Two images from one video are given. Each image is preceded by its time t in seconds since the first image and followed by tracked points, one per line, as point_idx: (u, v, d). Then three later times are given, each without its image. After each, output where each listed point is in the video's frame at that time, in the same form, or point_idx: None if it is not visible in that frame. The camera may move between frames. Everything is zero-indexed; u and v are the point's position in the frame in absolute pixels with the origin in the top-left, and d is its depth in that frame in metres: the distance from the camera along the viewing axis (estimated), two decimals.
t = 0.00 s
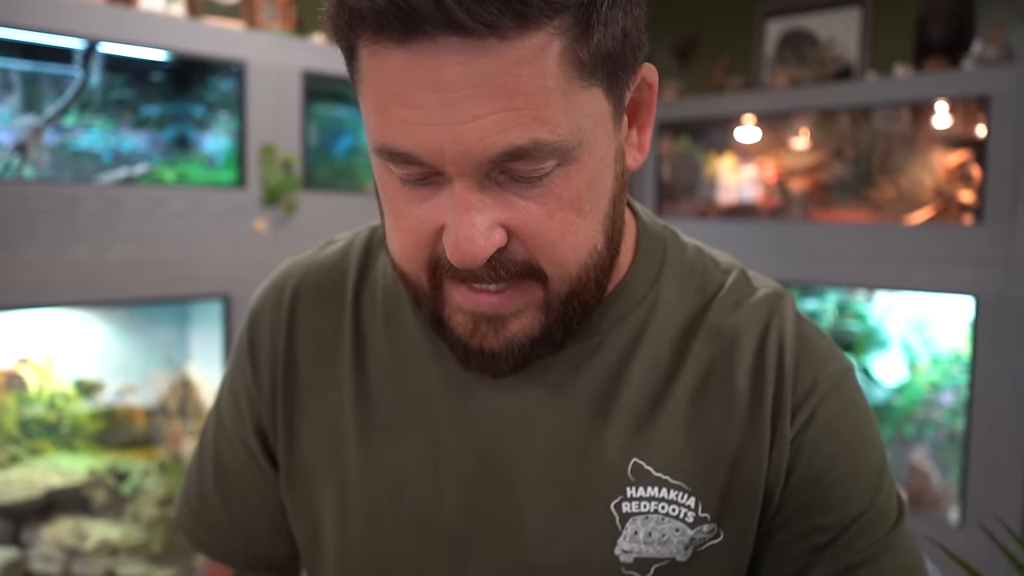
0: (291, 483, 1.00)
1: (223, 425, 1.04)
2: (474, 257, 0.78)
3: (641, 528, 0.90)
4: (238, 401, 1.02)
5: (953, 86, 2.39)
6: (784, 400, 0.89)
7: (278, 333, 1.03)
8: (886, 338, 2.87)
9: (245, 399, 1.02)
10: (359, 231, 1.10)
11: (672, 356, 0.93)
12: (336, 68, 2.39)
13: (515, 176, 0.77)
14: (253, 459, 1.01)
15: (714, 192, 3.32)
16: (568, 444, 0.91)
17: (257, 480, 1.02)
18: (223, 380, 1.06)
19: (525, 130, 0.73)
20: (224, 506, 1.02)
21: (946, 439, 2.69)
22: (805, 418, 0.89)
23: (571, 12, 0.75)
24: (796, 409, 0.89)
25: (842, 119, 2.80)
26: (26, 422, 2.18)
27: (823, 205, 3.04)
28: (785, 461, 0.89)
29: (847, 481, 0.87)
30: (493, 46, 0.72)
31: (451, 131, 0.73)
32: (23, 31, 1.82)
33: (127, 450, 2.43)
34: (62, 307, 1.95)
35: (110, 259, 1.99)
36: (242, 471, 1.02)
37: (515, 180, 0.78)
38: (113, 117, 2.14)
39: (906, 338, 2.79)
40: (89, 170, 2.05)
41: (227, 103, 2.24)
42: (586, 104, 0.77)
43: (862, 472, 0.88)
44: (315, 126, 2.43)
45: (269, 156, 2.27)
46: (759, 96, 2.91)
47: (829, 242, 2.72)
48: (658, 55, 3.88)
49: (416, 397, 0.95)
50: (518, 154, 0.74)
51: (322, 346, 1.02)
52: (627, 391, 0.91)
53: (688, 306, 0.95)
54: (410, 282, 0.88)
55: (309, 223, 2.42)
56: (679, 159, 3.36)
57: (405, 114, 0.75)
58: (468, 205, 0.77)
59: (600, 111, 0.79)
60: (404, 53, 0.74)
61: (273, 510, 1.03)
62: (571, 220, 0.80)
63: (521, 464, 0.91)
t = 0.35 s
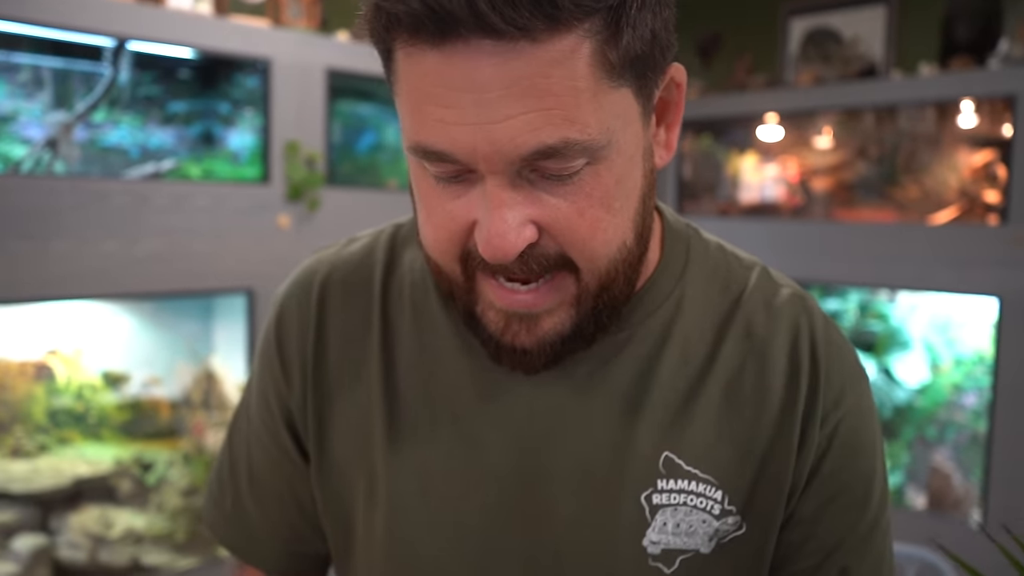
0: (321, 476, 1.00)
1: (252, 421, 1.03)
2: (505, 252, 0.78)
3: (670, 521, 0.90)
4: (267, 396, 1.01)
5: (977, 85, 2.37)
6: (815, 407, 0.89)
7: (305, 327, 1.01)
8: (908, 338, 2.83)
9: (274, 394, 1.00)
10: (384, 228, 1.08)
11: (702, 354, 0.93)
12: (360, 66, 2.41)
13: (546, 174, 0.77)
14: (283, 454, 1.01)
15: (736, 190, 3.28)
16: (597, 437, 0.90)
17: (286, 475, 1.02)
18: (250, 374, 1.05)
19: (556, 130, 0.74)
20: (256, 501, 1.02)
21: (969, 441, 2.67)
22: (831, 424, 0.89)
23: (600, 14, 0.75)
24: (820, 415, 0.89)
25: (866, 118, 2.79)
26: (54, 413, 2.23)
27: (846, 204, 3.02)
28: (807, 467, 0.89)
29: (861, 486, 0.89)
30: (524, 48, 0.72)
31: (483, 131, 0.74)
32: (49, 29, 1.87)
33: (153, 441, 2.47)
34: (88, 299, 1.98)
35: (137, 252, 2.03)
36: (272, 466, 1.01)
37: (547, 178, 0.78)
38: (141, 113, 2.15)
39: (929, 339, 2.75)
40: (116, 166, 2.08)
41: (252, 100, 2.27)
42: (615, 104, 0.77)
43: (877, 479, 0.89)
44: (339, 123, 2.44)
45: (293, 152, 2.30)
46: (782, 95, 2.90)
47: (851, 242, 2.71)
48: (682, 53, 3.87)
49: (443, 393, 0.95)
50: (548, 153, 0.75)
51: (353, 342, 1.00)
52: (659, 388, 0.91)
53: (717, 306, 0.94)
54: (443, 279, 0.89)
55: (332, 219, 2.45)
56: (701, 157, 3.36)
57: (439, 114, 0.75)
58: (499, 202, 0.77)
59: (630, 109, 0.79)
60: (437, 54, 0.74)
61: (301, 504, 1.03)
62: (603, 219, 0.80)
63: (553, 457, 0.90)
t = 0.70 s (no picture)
0: (331, 459, 0.97)
1: (259, 406, 1.00)
2: (521, 240, 0.78)
3: (677, 509, 0.89)
4: (278, 380, 0.98)
5: (1002, 82, 2.35)
6: (821, 399, 0.89)
7: (320, 312, 0.99)
8: (930, 336, 2.77)
9: (286, 378, 0.97)
10: (398, 217, 1.07)
11: (711, 344, 0.92)
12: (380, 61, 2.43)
13: (563, 163, 0.78)
14: (292, 440, 0.98)
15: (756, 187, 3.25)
16: (609, 426, 0.90)
17: (292, 462, 0.98)
18: (259, 360, 1.02)
19: (575, 118, 0.74)
20: (258, 490, 0.98)
21: (989, 441, 2.63)
22: (837, 418, 0.89)
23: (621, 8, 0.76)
24: (828, 409, 0.89)
25: (890, 114, 2.77)
26: (79, 403, 2.27)
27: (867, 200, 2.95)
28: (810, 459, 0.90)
29: (860, 481, 0.89)
30: (545, 38, 0.73)
31: (503, 118, 0.74)
32: (74, 26, 1.91)
33: (175, 433, 2.50)
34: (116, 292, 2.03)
35: (162, 246, 2.06)
36: (280, 451, 0.98)
37: (564, 167, 0.78)
38: (164, 109, 2.17)
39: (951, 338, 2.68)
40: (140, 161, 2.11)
41: (274, 95, 2.28)
42: (632, 96, 0.77)
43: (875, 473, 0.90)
44: (359, 118, 2.45)
45: (314, 147, 2.33)
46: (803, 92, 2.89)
47: (871, 239, 2.69)
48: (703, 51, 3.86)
49: (454, 380, 0.93)
50: (565, 141, 0.75)
51: (367, 328, 0.98)
52: (668, 377, 0.90)
53: (727, 299, 0.94)
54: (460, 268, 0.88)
55: (351, 214, 2.47)
56: (721, 154, 3.34)
57: (460, 100, 0.75)
58: (516, 189, 0.77)
59: (646, 103, 0.79)
60: (460, 43, 0.74)
61: (304, 491, 0.99)
62: (614, 209, 0.81)
63: (562, 447, 0.89)
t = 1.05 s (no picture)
0: (332, 453, 0.98)
1: (258, 402, 1.00)
2: (504, 219, 0.78)
3: (671, 507, 0.89)
4: (277, 373, 0.98)
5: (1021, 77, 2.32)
6: (815, 399, 0.89)
7: (320, 307, 1.00)
8: (947, 334, 2.74)
9: (286, 371, 0.98)
10: (397, 215, 1.08)
11: (706, 343, 0.92)
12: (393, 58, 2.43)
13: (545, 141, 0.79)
14: (293, 434, 0.98)
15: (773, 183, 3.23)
16: (608, 423, 0.90)
17: (292, 457, 0.98)
18: (258, 358, 1.03)
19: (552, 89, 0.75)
20: (261, 488, 0.98)
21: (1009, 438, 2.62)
22: (831, 419, 0.90)
23: None
24: (822, 408, 0.89)
25: (908, 109, 2.74)
26: (98, 399, 2.29)
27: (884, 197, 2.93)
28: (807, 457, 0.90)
29: (855, 477, 0.90)
30: (526, 19, 0.74)
31: (483, 88, 0.76)
32: (90, 27, 1.92)
33: (193, 426, 2.54)
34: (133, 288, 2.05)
35: (179, 243, 2.09)
36: (280, 445, 0.98)
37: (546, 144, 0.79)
38: (181, 107, 2.20)
39: (968, 335, 2.65)
40: (158, 158, 2.13)
41: (289, 93, 2.30)
42: (613, 74, 0.78)
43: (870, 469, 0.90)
44: (373, 115, 2.46)
45: (328, 145, 2.34)
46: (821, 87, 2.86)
47: (889, 236, 2.67)
48: (718, 46, 3.84)
49: (452, 372, 0.94)
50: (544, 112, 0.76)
51: (366, 324, 0.99)
52: (662, 375, 0.91)
53: (721, 298, 0.94)
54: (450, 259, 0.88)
55: (365, 209, 2.48)
56: (737, 150, 3.33)
57: (443, 80, 0.77)
58: (499, 166, 0.78)
59: (629, 85, 0.80)
60: (441, 27, 0.76)
61: (304, 487, 0.99)
62: (602, 195, 0.81)
63: (557, 444, 0.90)
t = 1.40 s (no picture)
0: (342, 444, 0.97)
1: (268, 392, 1.00)
2: (518, 231, 0.79)
3: (676, 499, 0.89)
4: (289, 362, 0.99)
5: None
6: (822, 396, 0.89)
7: (332, 298, 1.00)
8: (964, 331, 2.72)
9: (299, 359, 0.99)
10: (409, 207, 1.08)
11: (713, 338, 0.92)
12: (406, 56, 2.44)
13: (557, 157, 0.78)
14: (305, 423, 0.99)
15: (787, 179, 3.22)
16: (612, 417, 0.90)
17: (302, 445, 0.99)
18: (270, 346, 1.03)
19: (566, 109, 0.74)
20: (270, 477, 0.98)
21: None
22: (837, 415, 0.90)
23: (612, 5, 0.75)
24: (828, 405, 0.89)
25: (925, 104, 2.72)
26: (114, 395, 2.32)
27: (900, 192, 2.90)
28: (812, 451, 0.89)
29: (862, 474, 0.90)
30: (537, 38, 0.73)
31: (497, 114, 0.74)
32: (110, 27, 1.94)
33: (207, 423, 2.58)
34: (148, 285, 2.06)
35: (192, 240, 2.10)
36: (290, 434, 0.98)
37: (559, 161, 0.79)
38: (196, 106, 2.22)
39: (985, 332, 2.64)
40: (173, 157, 2.15)
41: (302, 91, 2.32)
42: (625, 90, 0.77)
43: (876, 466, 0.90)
44: (385, 113, 2.47)
45: (341, 143, 2.35)
46: (836, 83, 2.85)
47: (904, 232, 2.65)
48: (732, 42, 3.82)
49: (460, 365, 0.95)
50: (559, 133, 0.75)
51: (377, 316, 0.99)
52: (670, 369, 0.91)
53: (730, 294, 0.94)
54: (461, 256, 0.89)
55: (377, 206, 2.49)
56: (750, 146, 3.31)
57: (455, 97, 0.76)
58: (512, 181, 0.78)
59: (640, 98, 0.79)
60: (452, 45, 0.75)
61: (313, 477, 1.00)
62: (612, 198, 0.81)
63: (563, 436, 0.90)
